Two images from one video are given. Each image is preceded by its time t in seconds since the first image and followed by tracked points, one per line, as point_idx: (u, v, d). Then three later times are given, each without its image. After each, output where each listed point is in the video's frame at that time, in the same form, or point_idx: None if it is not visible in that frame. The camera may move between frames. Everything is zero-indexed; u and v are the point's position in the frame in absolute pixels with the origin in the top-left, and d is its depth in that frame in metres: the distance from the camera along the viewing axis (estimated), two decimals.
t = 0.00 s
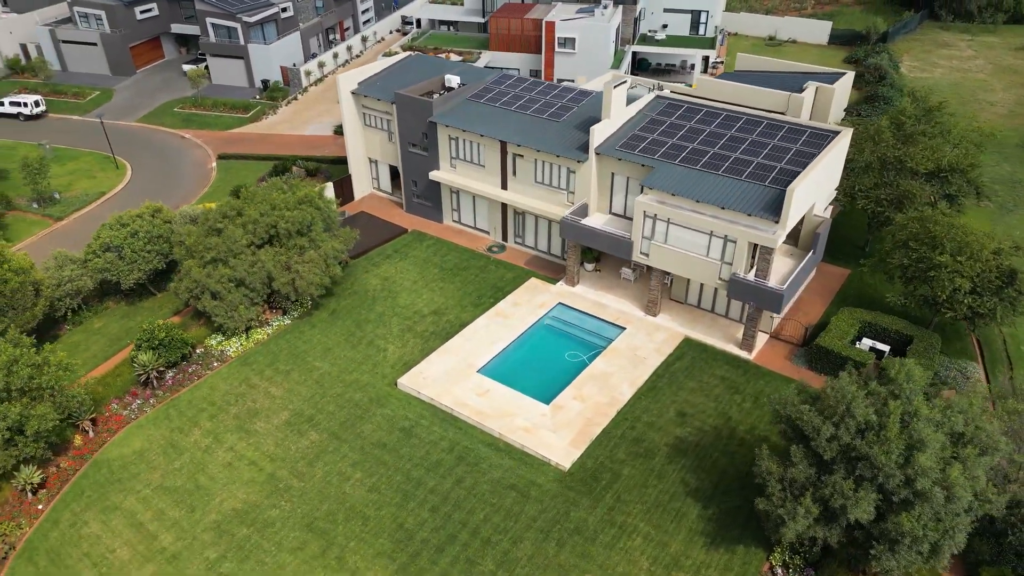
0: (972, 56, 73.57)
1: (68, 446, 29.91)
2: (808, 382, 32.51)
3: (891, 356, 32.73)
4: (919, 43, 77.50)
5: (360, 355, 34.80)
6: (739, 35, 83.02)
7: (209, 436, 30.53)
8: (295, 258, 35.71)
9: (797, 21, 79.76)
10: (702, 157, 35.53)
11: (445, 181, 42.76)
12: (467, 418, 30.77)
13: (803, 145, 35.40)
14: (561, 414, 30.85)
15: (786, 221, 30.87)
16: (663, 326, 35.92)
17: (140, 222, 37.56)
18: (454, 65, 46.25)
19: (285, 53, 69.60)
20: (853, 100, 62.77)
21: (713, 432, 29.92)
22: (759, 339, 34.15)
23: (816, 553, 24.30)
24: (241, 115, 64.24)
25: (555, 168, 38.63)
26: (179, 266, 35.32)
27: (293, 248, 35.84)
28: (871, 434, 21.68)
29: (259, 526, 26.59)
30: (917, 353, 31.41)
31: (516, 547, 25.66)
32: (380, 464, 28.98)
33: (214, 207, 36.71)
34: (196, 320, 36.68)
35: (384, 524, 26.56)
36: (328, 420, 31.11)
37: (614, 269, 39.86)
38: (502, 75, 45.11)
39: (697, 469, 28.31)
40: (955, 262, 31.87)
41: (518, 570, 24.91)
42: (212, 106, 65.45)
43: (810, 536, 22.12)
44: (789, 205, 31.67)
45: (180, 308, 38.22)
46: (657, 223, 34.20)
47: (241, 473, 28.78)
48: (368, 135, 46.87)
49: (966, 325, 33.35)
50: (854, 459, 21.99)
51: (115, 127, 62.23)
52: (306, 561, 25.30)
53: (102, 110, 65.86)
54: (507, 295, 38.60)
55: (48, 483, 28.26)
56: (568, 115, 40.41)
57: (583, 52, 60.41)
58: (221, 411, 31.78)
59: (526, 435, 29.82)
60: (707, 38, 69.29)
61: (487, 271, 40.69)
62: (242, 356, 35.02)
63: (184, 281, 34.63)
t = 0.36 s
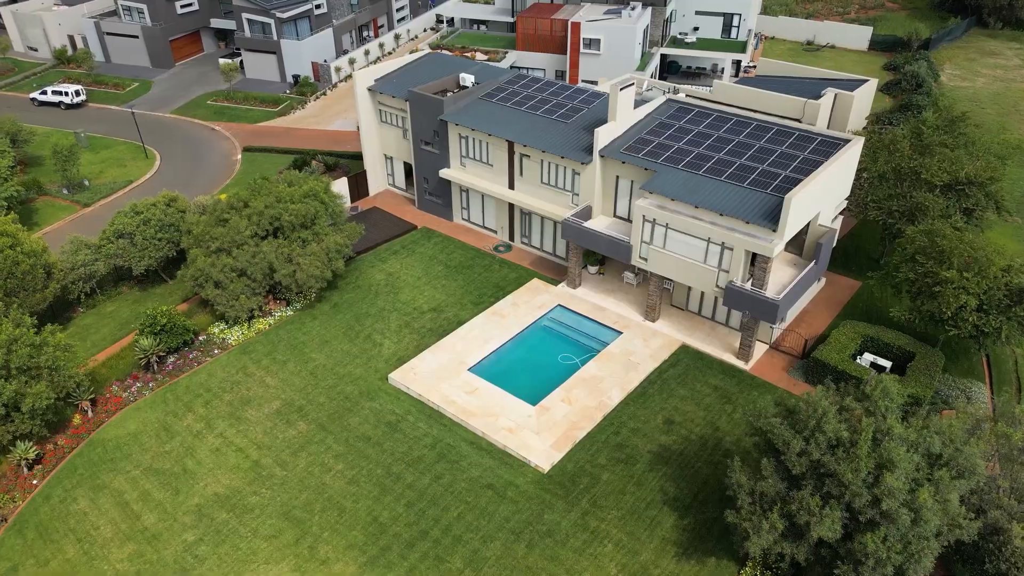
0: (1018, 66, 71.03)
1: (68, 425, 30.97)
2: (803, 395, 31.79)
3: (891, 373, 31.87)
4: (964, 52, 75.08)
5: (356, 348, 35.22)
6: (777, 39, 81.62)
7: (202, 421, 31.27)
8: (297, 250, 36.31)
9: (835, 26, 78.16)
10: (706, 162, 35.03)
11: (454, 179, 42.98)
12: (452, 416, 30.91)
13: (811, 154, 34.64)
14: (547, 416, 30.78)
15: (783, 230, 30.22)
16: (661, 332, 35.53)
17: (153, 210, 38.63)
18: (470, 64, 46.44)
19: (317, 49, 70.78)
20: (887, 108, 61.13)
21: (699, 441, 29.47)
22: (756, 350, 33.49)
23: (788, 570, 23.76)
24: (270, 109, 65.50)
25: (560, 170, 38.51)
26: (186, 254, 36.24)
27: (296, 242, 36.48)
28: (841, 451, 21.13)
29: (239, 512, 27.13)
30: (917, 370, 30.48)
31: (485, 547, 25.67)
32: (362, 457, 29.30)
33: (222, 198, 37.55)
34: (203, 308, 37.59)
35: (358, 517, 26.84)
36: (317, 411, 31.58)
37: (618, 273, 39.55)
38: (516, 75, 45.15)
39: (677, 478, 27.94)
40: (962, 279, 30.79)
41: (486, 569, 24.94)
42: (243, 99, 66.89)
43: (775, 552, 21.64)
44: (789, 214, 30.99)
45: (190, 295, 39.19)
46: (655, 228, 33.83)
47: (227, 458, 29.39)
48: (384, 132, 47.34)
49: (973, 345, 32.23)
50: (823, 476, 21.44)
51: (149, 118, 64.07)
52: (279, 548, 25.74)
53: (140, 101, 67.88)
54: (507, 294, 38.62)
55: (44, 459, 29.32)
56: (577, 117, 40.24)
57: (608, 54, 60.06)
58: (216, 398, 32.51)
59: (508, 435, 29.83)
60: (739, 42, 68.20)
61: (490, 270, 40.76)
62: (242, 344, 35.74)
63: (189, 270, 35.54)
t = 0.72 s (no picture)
0: None
1: (69, 403, 32.06)
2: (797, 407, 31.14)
3: (890, 388, 31.02)
4: (1010, 60, 72.47)
5: (354, 341, 35.68)
6: (815, 43, 79.93)
7: (196, 405, 32.05)
8: (300, 242, 36.93)
9: (876, 32, 76.15)
10: (710, 167, 34.53)
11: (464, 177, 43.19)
12: (439, 412, 31.13)
13: (818, 161, 33.87)
14: (532, 417, 30.77)
15: (779, 238, 29.61)
16: (657, 337, 35.17)
17: (168, 199, 39.69)
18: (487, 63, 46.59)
19: (349, 46, 71.77)
20: (921, 116, 59.34)
21: (683, 449, 29.11)
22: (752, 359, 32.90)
23: None
24: (299, 104, 66.65)
25: (565, 170, 38.38)
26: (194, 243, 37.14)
27: (301, 235, 37.10)
28: (807, 466, 20.67)
29: (221, 496, 27.73)
30: (914, 387, 29.62)
31: (456, 544, 25.76)
32: (346, 448, 29.68)
33: (232, 189, 38.40)
34: (210, 295, 38.49)
35: (335, 508, 27.18)
36: (308, 401, 32.09)
37: (621, 277, 39.26)
38: (532, 75, 45.12)
39: (656, 485, 27.64)
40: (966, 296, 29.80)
41: (453, 566, 25.04)
42: (274, 93, 68.21)
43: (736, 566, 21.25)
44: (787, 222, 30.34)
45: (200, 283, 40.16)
46: (653, 233, 33.48)
47: (217, 443, 30.06)
48: (400, 128, 47.79)
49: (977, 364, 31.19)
50: (788, 491, 20.97)
51: (183, 109, 65.80)
52: (255, 533, 26.25)
53: (176, 92, 69.75)
54: (508, 294, 38.66)
55: (44, 435, 30.40)
56: (586, 118, 40.03)
57: (634, 56, 59.60)
58: (213, 384, 33.28)
59: (491, 434, 29.90)
60: (772, 46, 66.96)
61: (494, 269, 40.84)
62: (243, 332, 36.49)
63: (195, 258, 36.47)
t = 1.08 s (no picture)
0: None
1: (73, 383, 33.17)
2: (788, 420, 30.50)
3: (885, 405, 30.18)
4: None
5: (351, 334, 36.12)
6: (855, 49, 78.03)
7: (193, 391, 32.85)
8: (305, 235, 37.54)
9: (918, 38, 73.96)
10: (713, 173, 34.00)
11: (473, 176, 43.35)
12: (425, 408, 31.32)
13: (824, 170, 33.07)
14: (517, 417, 30.73)
15: (773, 248, 29.00)
16: (653, 343, 34.82)
17: (182, 189, 40.74)
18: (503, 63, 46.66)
19: (380, 43, 72.56)
20: (956, 127, 57.42)
21: (665, 457, 28.76)
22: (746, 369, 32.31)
23: None
24: (328, 99, 67.65)
25: (570, 172, 38.21)
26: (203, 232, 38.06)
27: (305, 228, 37.71)
28: (769, 480, 20.25)
29: (205, 480, 28.37)
30: (908, 405, 28.76)
31: (426, 540, 25.90)
32: (331, 440, 30.09)
33: (242, 181, 39.21)
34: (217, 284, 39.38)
35: (313, 498, 27.58)
36: (300, 392, 32.62)
37: (623, 280, 38.97)
38: (546, 76, 45.05)
39: (633, 492, 27.37)
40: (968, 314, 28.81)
41: (421, 561, 25.18)
42: (305, 88, 69.38)
43: None
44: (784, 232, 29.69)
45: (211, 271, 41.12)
46: (651, 238, 33.12)
47: (207, 429, 30.78)
48: (416, 126, 48.18)
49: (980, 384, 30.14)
50: (749, 505, 20.57)
51: (216, 102, 67.42)
52: (233, 519, 26.81)
53: (211, 85, 71.45)
54: (509, 293, 38.68)
55: (46, 413, 31.54)
56: (595, 120, 39.79)
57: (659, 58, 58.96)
58: (211, 370, 34.06)
59: (475, 433, 29.97)
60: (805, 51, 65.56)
61: (498, 268, 40.90)
62: (246, 321, 37.25)
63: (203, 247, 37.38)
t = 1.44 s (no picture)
0: None
1: (80, 364, 34.35)
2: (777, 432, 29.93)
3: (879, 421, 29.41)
4: None
5: (350, 327, 36.60)
6: (896, 56, 75.94)
7: (191, 376, 33.70)
8: (310, 228, 38.13)
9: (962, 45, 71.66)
10: (715, 178, 33.51)
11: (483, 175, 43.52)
12: (413, 404, 31.59)
13: (829, 178, 32.30)
14: (502, 417, 30.75)
15: (766, 256, 28.48)
16: (648, 348, 34.50)
17: (198, 180, 41.78)
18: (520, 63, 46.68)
19: (410, 41, 73.19)
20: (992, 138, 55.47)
21: (647, 464, 28.48)
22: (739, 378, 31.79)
23: None
24: (356, 95, 68.53)
25: (575, 174, 38.07)
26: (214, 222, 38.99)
27: (311, 220, 38.31)
28: (728, 491, 19.92)
29: (192, 464, 29.07)
30: (900, 423, 27.98)
31: (398, 534, 26.12)
32: (318, 430, 30.56)
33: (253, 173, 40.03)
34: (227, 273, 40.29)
35: (294, 486, 28.04)
36: (293, 382, 33.18)
37: (625, 284, 38.69)
38: (561, 76, 44.90)
39: (609, 497, 27.18)
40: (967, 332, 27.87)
41: (391, 555, 25.42)
42: (335, 84, 70.42)
43: None
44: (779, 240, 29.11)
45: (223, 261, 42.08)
46: (648, 242, 32.83)
47: (201, 414, 31.55)
48: (432, 124, 48.54)
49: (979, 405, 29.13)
50: (708, 516, 20.25)
51: (248, 96, 68.92)
52: (215, 503, 27.43)
53: (246, 79, 73.02)
54: (509, 293, 38.72)
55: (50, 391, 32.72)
56: (604, 122, 39.55)
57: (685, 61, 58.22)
58: (211, 357, 34.88)
59: (458, 430, 30.11)
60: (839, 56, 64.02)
61: (502, 268, 40.96)
62: (250, 311, 38.04)
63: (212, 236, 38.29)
